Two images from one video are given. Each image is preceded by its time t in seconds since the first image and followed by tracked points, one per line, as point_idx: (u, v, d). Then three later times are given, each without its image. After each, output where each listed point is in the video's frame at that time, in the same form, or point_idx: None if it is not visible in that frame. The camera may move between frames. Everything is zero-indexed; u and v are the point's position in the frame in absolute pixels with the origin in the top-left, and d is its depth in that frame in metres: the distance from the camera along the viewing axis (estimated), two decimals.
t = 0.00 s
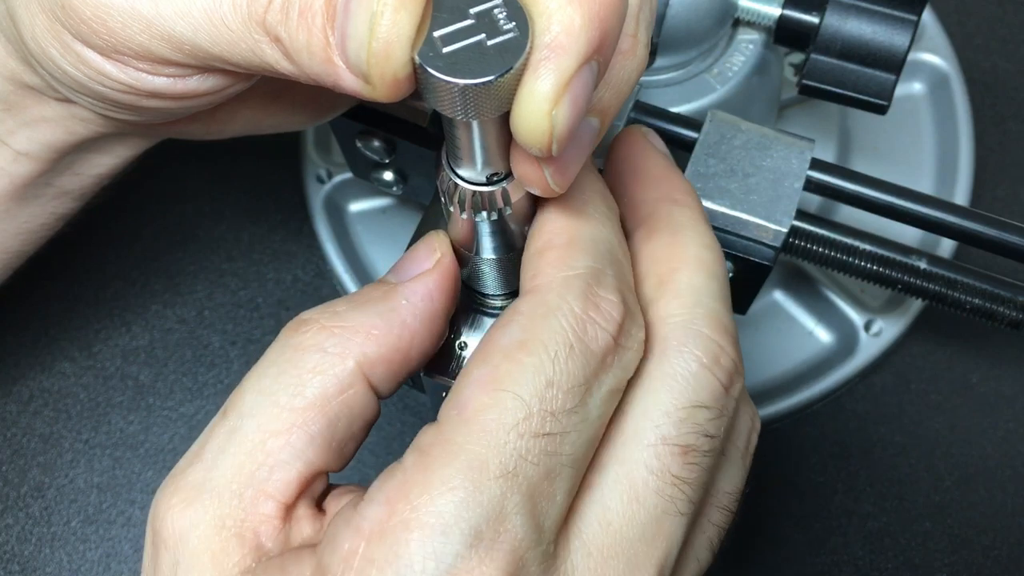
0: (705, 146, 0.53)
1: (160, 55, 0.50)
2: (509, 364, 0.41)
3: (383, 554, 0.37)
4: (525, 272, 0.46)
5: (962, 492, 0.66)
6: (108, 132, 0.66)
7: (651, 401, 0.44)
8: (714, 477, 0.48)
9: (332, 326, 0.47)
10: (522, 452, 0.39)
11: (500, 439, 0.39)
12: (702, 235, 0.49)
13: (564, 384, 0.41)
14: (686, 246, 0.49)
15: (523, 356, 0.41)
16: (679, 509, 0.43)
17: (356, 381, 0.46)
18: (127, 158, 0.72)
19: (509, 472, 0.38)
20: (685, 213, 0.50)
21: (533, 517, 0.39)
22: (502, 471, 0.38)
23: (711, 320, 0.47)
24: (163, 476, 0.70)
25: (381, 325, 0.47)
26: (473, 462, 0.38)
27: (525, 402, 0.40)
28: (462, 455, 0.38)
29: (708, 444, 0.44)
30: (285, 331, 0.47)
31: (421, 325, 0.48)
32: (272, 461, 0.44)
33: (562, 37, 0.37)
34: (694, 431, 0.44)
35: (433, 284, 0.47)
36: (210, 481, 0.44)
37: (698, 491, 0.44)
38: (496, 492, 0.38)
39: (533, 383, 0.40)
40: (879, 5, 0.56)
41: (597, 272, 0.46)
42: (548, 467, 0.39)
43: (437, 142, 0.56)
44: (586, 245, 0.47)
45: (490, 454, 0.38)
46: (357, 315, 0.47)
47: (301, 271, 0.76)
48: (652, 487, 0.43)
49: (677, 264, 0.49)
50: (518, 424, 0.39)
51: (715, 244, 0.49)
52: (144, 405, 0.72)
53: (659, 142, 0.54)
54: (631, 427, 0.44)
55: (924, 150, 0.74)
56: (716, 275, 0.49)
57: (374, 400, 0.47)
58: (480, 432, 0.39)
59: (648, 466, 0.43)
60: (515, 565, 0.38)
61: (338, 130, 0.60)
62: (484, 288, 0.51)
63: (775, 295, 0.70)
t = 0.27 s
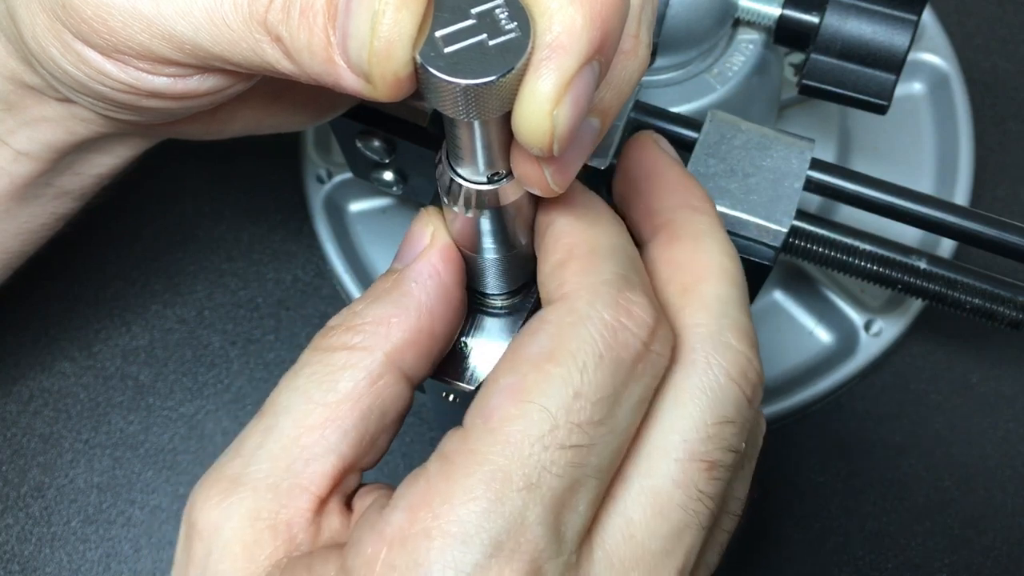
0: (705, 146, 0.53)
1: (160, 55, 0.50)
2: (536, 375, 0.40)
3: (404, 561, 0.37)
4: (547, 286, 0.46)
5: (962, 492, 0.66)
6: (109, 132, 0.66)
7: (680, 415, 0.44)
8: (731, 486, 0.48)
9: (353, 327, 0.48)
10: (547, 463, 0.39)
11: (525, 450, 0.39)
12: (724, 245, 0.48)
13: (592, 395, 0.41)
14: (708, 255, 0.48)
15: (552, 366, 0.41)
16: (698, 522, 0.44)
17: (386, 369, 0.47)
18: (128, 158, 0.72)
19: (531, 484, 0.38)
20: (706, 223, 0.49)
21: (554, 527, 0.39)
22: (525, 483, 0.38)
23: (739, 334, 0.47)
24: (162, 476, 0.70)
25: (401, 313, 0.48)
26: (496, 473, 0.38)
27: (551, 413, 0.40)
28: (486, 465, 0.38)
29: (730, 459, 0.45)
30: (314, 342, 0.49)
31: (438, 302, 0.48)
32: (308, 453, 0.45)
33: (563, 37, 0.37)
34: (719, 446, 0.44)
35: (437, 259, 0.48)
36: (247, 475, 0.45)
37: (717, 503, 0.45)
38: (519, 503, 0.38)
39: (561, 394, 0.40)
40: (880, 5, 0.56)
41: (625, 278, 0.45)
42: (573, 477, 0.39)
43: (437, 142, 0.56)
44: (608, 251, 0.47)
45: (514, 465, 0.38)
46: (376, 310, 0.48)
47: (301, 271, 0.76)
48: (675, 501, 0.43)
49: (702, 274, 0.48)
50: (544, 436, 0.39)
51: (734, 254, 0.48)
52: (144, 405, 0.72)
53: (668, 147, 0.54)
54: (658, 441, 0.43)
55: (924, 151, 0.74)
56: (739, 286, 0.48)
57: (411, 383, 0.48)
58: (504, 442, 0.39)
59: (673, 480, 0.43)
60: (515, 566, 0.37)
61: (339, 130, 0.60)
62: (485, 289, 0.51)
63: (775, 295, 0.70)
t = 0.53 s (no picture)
0: (705, 146, 0.53)
1: (158, 55, 0.50)
2: (557, 388, 0.40)
3: (413, 564, 0.37)
4: (568, 302, 0.46)
5: (962, 492, 0.66)
6: (109, 132, 0.66)
7: (699, 431, 0.44)
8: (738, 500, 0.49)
9: (366, 316, 0.48)
10: (564, 478, 0.38)
11: (543, 464, 0.38)
12: (735, 255, 0.48)
13: (617, 410, 0.40)
14: (723, 269, 0.48)
15: (574, 380, 0.40)
16: (712, 539, 0.44)
17: (405, 349, 0.47)
18: (127, 158, 0.72)
19: (547, 497, 0.38)
20: (717, 235, 0.49)
21: (567, 540, 0.38)
22: (541, 495, 0.38)
23: (758, 350, 0.47)
24: (162, 475, 0.70)
25: (408, 292, 0.48)
26: (511, 484, 0.38)
27: (570, 428, 0.39)
28: (501, 475, 0.38)
29: (745, 476, 0.45)
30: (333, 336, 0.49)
31: (441, 275, 0.48)
32: (334, 439, 0.45)
33: (561, 39, 0.37)
34: (736, 465, 0.44)
35: (432, 236, 0.49)
36: (279, 461, 0.45)
37: (730, 520, 0.45)
38: (532, 516, 0.38)
39: (581, 409, 0.39)
40: (879, 5, 0.56)
41: (650, 291, 0.44)
42: (591, 493, 0.39)
43: (437, 142, 0.56)
44: (629, 269, 0.46)
45: (530, 478, 0.38)
46: (384, 293, 0.48)
47: (301, 271, 0.76)
48: (692, 518, 0.43)
49: (717, 286, 0.48)
50: (563, 450, 0.39)
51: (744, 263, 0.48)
52: (144, 405, 0.72)
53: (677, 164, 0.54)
54: (677, 457, 0.43)
55: (924, 151, 0.74)
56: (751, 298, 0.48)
57: (432, 359, 0.48)
58: (521, 454, 0.38)
59: (691, 496, 0.43)
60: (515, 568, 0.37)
61: (339, 131, 0.60)
62: (486, 288, 0.51)
63: (775, 295, 0.70)
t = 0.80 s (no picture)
0: (706, 146, 0.53)
1: (155, 56, 0.50)
2: (568, 392, 0.40)
3: (417, 558, 0.38)
4: (580, 309, 0.45)
5: (962, 492, 0.66)
6: (108, 133, 0.66)
7: (705, 439, 0.44)
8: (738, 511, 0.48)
9: (370, 304, 0.49)
10: (573, 482, 0.38)
11: (551, 469, 0.38)
12: (734, 270, 0.49)
13: (630, 417, 0.39)
14: (723, 280, 0.48)
15: (586, 385, 0.40)
16: (714, 549, 0.43)
17: (408, 333, 0.48)
18: (127, 159, 0.72)
19: (554, 501, 0.38)
20: (716, 249, 0.49)
21: (572, 546, 0.38)
22: (548, 500, 0.38)
23: (761, 359, 0.47)
24: (162, 475, 0.70)
25: (407, 276, 0.49)
26: (519, 487, 0.38)
27: (581, 433, 0.38)
28: (510, 476, 0.38)
29: (748, 487, 0.45)
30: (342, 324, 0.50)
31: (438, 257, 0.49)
32: (346, 425, 0.45)
33: (558, 40, 0.37)
34: (740, 475, 0.44)
35: (424, 218, 0.49)
36: (293, 448, 0.45)
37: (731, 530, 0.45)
38: (537, 520, 0.37)
39: (592, 414, 0.39)
40: (879, 5, 0.56)
41: (663, 299, 0.44)
42: (599, 499, 0.38)
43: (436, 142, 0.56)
44: (640, 278, 0.45)
45: (538, 482, 0.38)
46: (385, 282, 0.49)
47: (301, 271, 0.76)
48: (696, 527, 0.42)
49: (717, 295, 0.48)
50: (573, 455, 0.38)
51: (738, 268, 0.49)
52: (144, 405, 0.72)
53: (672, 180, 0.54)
54: (684, 464, 0.43)
55: (924, 151, 0.74)
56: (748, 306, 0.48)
57: (438, 340, 0.49)
58: (530, 457, 0.38)
59: (696, 505, 0.43)
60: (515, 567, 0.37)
61: (339, 131, 0.60)
62: (485, 288, 0.51)
63: (775, 295, 0.70)
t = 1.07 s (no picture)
0: (706, 146, 0.53)
1: (155, 55, 0.50)
2: (527, 383, 0.40)
3: (386, 558, 0.38)
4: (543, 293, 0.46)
5: (962, 492, 0.66)
6: (108, 132, 0.66)
7: (663, 420, 0.44)
8: (712, 496, 0.48)
9: (342, 301, 0.49)
10: (532, 471, 0.39)
11: (512, 459, 0.39)
12: (706, 254, 0.49)
13: (583, 406, 0.40)
14: (692, 264, 0.48)
15: (543, 375, 0.41)
16: (679, 529, 0.43)
17: (374, 344, 0.47)
18: (127, 159, 0.72)
19: (515, 491, 0.39)
20: (688, 230, 0.49)
21: (534, 537, 0.39)
22: (508, 490, 0.39)
23: (721, 339, 0.47)
24: (163, 476, 0.70)
25: (389, 288, 0.49)
26: (481, 480, 0.39)
27: (540, 422, 0.40)
28: (471, 469, 0.39)
29: (711, 464, 0.45)
30: (308, 315, 0.50)
31: (427, 279, 0.49)
32: (302, 432, 0.45)
33: (559, 37, 0.37)
34: (700, 451, 0.44)
35: (428, 238, 0.49)
36: (253, 455, 0.46)
37: (698, 510, 0.44)
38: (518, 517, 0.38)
39: (550, 404, 0.40)
40: (879, 5, 0.56)
41: (621, 291, 0.44)
42: (556, 487, 0.40)
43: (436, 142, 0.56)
44: (607, 264, 0.46)
45: (500, 474, 0.39)
46: (365, 284, 0.49)
47: (301, 271, 0.76)
48: (657, 507, 0.42)
49: (683, 278, 0.48)
50: (531, 443, 0.39)
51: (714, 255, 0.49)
52: (144, 405, 0.72)
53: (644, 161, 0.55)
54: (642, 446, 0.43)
55: (924, 151, 0.74)
56: (718, 290, 0.48)
57: (400, 357, 0.49)
58: (489, 450, 0.39)
59: (655, 484, 0.42)
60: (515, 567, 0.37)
61: (339, 131, 0.60)
62: (484, 288, 0.51)
63: (775, 295, 0.70)
